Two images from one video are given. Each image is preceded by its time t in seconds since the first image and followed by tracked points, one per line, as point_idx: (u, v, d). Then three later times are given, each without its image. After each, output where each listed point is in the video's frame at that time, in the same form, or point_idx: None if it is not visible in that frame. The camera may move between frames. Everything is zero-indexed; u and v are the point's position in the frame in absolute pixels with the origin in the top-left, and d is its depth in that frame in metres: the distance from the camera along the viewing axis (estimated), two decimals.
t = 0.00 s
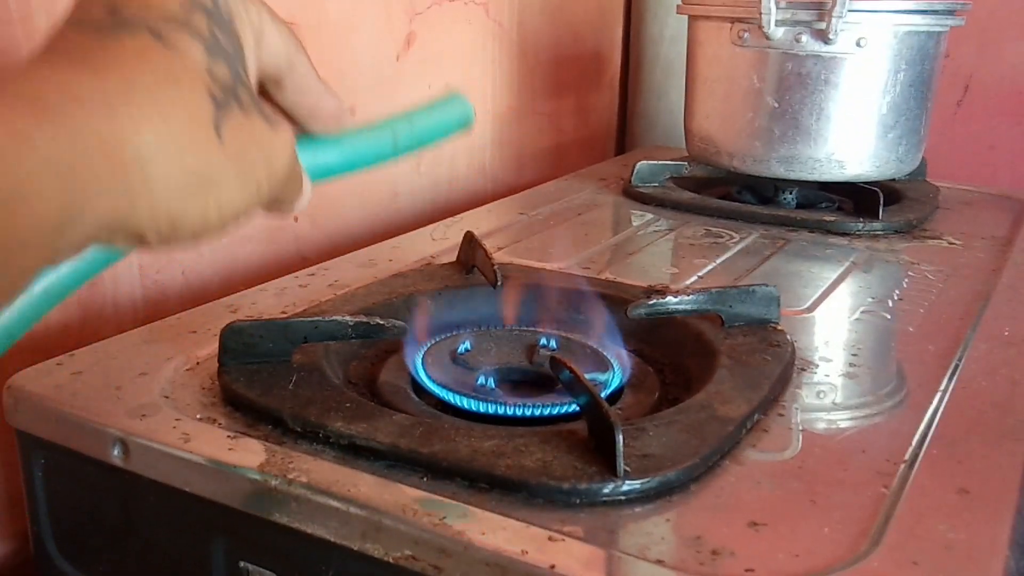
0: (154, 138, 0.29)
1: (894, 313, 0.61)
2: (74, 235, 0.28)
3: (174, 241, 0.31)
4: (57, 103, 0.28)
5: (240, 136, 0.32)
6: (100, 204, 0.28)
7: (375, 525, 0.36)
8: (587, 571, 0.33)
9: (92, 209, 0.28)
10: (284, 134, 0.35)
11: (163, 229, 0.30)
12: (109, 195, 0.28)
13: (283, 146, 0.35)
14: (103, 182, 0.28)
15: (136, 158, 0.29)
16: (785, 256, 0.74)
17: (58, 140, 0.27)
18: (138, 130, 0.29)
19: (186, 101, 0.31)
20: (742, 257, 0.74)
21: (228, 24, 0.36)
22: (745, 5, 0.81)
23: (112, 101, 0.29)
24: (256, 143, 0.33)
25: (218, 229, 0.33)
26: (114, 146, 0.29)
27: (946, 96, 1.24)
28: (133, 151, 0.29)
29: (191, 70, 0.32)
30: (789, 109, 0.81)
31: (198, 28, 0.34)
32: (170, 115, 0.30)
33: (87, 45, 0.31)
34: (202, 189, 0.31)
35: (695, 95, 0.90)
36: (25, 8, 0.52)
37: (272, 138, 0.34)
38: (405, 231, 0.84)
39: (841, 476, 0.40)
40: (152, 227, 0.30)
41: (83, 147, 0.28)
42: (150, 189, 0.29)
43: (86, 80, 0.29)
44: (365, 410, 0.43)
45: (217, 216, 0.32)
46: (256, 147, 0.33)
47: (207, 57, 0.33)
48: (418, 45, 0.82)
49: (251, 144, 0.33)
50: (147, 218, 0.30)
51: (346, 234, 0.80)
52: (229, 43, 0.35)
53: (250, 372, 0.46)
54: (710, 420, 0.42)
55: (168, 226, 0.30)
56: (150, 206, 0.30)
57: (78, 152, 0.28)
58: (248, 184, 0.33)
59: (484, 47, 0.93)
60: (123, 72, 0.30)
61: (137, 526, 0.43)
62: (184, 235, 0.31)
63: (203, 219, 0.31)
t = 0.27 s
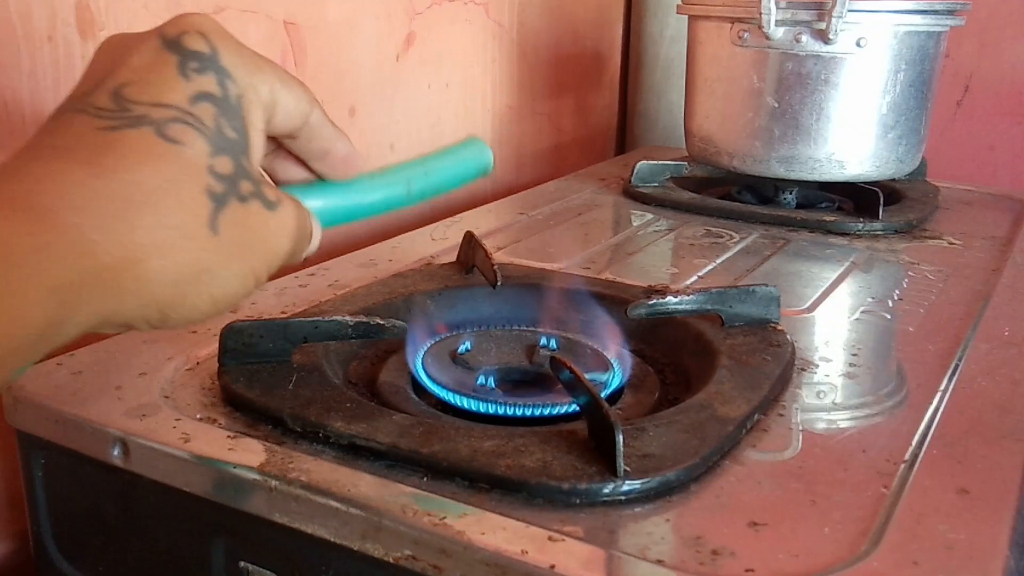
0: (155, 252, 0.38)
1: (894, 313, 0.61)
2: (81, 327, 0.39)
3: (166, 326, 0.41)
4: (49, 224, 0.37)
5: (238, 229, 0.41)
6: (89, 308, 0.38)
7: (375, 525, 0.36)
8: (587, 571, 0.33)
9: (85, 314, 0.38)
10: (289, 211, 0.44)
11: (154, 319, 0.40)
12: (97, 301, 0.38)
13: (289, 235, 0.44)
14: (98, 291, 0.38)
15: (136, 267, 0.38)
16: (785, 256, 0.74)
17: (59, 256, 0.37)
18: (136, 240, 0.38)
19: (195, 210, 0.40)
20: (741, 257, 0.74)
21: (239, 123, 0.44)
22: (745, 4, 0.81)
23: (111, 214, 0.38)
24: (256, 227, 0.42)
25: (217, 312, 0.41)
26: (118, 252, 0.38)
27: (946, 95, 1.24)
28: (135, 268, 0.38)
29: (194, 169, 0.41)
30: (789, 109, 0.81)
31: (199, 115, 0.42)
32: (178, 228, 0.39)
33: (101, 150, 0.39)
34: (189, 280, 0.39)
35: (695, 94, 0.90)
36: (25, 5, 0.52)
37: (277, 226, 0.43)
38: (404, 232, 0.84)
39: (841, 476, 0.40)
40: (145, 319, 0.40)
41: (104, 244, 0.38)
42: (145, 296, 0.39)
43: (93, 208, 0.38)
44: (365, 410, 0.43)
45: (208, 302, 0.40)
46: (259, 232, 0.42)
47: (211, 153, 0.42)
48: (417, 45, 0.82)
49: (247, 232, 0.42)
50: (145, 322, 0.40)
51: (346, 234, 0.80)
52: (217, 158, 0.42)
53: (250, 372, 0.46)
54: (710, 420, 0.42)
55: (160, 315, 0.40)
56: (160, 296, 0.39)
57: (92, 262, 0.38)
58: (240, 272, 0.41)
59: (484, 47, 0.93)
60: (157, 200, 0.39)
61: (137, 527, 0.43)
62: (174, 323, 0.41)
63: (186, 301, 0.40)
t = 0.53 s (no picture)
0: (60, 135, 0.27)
1: (894, 313, 0.61)
2: None
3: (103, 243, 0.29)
4: None
5: (162, 128, 0.28)
6: None
7: (374, 525, 0.36)
8: (587, 571, 0.33)
9: None
10: (226, 112, 0.30)
11: (77, 226, 0.28)
12: None
13: (228, 139, 0.30)
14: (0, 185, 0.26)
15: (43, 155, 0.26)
16: (785, 256, 0.74)
17: None
18: (29, 123, 0.26)
19: (100, 99, 0.28)
20: (741, 257, 0.74)
21: (167, 28, 0.31)
22: (745, 4, 0.81)
23: None
24: (186, 125, 0.29)
25: (149, 218, 0.29)
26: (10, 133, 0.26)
27: (946, 95, 1.24)
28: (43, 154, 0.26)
29: (96, 65, 0.28)
30: (789, 109, 0.81)
31: (113, 22, 0.30)
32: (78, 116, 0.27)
33: None
34: (110, 174, 0.27)
35: (695, 95, 0.90)
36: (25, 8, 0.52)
37: (211, 126, 0.30)
38: (405, 232, 0.84)
39: (840, 476, 0.40)
40: (65, 222, 0.28)
41: None
42: (55, 190, 0.27)
43: None
44: (365, 410, 0.43)
45: (143, 209, 0.28)
46: (187, 131, 0.29)
47: (121, 47, 0.30)
48: (418, 45, 0.82)
49: (175, 131, 0.29)
50: (67, 228, 0.28)
51: (345, 234, 0.80)
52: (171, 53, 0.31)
53: (250, 372, 0.46)
54: (710, 420, 0.42)
55: (84, 220, 0.28)
56: (72, 196, 0.27)
57: None
58: (181, 179, 0.29)
59: (484, 46, 0.93)
60: (60, 88, 0.27)
61: (137, 528, 0.43)
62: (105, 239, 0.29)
63: (126, 216, 0.28)
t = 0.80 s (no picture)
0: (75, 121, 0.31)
1: (894, 313, 0.61)
2: None
3: (113, 228, 0.33)
4: None
5: (165, 112, 0.33)
6: None
7: (374, 526, 0.36)
8: (587, 571, 0.33)
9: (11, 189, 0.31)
10: (233, 106, 0.35)
11: (88, 206, 0.32)
12: None
13: (234, 131, 0.34)
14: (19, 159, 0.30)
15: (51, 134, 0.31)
16: (785, 256, 0.74)
17: None
18: (43, 108, 0.30)
19: (108, 87, 0.32)
20: (741, 257, 0.74)
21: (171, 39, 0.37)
22: (745, 4, 0.81)
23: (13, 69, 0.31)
24: (194, 113, 0.33)
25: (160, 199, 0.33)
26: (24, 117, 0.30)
27: (946, 95, 1.24)
28: (51, 134, 0.30)
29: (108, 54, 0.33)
30: (789, 109, 0.81)
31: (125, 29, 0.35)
32: (94, 103, 0.31)
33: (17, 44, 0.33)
34: (120, 155, 0.32)
35: (695, 95, 0.90)
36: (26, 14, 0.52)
37: (215, 114, 0.34)
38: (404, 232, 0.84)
39: (840, 476, 0.40)
40: (74, 203, 0.32)
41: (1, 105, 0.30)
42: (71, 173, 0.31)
43: None
44: (365, 410, 0.43)
45: (151, 190, 0.33)
46: (194, 118, 0.33)
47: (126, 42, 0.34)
48: (417, 45, 0.82)
49: (180, 117, 0.33)
50: (76, 208, 0.32)
51: (345, 234, 0.80)
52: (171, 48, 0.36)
53: (250, 372, 0.46)
54: (710, 421, 0.42)
55: (93, 199, 0.32)
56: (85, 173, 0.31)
57: None
58: (185, 163, 0.33)
59: (484, 46, 0.93)
60: (74, 82, 0.32)
61: (137, 528, 0.43)
62: (114, 223, 0.33)
63: (135, 196, 0.32)
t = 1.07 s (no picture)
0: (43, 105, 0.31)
1: (894, 313, 0.61)
2: None
3: (87, 216, 0.33)
4: None
5: (134, 100, 0.33)
6: None
7: (374, 526, 0.36)
8: (587, 571, 0.33)
9: None
10: (201, 94, 0.35)
11: (60, 194, 0.32)
12: None
13: (205, 118, 0.35)
14: None
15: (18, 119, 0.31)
16: (785, 256, 0.74)
17: None
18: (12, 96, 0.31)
19: (75, 75, 0.33)
20: (741, 257, 0.74)
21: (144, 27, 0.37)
22: (746, 4, 0.81)
23: None
24: (160, 99, 0.34)
25: (131, 185, 0.33)
26: None
27: (947, 95, 1.24)
28: (18, 118, 0.31)
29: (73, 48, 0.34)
30: (790, 109, 0.81)
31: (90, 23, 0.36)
32: (61, 89, 0.32)
33: None
34: (89, 140, 0.32)
35: (695, 95, 0.90)
36: (25, 9, 0.52)
37: (186, 103, 0.34)
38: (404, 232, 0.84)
39: (841, 476, 0.40)
40: (45, 190, 0.32)
41: None
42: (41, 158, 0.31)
43: None
44: (365, 410, 0.43)
45: (122, 175, 0.33)
46: (161, 103, 0.34)
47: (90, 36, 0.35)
48: (417, 45, 0.82)
49: (150, 105, 0.34)
50: (47, 196, 0.32)
51: (345, 235, 0.80)
52: (143, 44, 0.36)
53: (251, 372, 0.46)
54: (710, 420, 0.42)
55: (64, 185, 0.32)
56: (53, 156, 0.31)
57: None
58: (155, 150, 0.33)
59: (484, 46, 0.93)
60: (43, 71, 0.32)
61: (137, 528, 0.43)
62: (87, 210, 0.33)
63: (105, 182, 0.33)
